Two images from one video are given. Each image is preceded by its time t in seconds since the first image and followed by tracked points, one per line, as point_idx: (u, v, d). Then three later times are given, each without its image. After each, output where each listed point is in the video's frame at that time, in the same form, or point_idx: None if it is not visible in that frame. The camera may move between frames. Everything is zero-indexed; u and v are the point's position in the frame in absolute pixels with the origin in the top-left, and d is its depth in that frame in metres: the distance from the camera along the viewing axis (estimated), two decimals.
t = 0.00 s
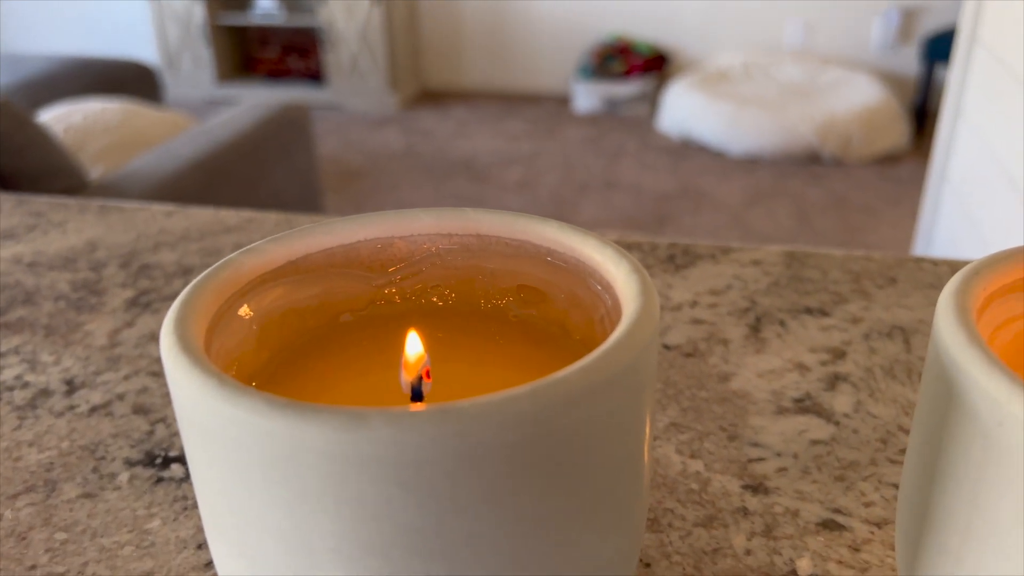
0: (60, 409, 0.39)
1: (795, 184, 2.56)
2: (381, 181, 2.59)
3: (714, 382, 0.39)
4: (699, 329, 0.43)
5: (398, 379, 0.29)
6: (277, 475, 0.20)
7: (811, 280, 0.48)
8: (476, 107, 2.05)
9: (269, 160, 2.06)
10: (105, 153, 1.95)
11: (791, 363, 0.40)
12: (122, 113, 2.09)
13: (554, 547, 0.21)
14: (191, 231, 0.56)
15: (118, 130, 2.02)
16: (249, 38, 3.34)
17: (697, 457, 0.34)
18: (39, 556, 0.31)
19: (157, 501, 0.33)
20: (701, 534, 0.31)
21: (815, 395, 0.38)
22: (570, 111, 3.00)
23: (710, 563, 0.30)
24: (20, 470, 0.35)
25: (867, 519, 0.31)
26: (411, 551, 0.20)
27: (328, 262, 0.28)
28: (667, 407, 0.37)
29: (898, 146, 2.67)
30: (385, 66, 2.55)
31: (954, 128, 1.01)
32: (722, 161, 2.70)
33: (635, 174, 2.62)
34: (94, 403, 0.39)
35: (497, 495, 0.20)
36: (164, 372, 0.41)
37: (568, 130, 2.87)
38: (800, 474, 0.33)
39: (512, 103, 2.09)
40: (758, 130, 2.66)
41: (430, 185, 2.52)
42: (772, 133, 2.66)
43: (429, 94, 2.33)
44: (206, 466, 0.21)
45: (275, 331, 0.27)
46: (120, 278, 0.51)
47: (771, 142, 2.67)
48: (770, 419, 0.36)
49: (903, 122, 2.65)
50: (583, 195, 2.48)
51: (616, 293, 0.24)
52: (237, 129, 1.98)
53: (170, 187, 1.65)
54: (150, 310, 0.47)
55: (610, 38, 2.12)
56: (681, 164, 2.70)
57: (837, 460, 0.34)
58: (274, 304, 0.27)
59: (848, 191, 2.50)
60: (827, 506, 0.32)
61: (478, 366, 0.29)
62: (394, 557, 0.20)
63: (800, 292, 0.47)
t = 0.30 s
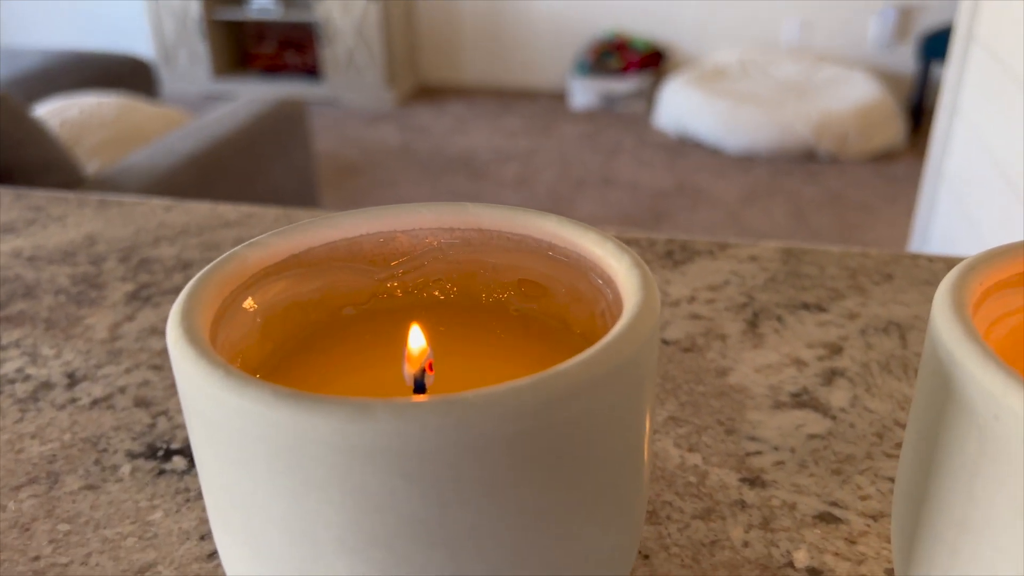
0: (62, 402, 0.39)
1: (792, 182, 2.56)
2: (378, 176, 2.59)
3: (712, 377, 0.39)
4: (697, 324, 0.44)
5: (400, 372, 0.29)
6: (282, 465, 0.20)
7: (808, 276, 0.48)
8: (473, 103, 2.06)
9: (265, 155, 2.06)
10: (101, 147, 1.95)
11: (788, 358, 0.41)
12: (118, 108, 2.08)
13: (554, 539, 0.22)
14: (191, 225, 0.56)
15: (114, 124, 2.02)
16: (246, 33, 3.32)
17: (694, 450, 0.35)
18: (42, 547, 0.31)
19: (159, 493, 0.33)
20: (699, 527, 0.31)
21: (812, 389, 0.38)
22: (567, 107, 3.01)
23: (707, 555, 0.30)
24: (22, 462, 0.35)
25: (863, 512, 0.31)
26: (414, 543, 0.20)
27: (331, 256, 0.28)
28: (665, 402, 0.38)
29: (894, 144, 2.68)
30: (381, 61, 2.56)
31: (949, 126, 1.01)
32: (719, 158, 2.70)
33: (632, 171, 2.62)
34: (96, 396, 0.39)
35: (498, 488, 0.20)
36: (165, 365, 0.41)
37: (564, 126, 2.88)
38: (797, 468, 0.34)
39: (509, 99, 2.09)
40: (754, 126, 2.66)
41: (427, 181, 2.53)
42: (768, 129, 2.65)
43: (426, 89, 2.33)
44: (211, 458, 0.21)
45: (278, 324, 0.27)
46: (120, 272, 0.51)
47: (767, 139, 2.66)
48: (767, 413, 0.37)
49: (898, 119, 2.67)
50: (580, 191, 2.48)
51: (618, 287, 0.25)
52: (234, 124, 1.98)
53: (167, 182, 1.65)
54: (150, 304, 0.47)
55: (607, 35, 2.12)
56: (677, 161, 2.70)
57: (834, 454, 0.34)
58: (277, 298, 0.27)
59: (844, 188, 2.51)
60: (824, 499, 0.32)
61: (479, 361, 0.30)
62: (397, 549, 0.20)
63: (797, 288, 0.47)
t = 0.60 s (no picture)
0: (61, 392, 0.39)
1: (787, 180, 2.57)
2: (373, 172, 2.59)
3: (707, 369, 0.40)
4: (692, 317, 0.44)
5: (399, 361, 0.29)
6: (283, 451, 0.20)
7: (804, 270, 0.48)
8: (469, 100, 2.06)
9: (261, 151, 2.06)
10: (96, 141, 1.95)
11: (784, 351, 0.41)
12: (113, 103, 2.08)
13: (551, 525, 0.22)
14: (188, 219, 0.56)
15: (109, 119, 2.02)
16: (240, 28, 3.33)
17: (690, 441, 0.35)
18: (42, 535, 0.31)
19: (158, 482, 0.34)
20: (695, 516, 0.31)
21: (806, 381, 0.38)
22: (563, 104, 3.02)
23: (703, 544, 0.30)
24: (21, 452, 0.35)
25: (857, 502, 0.32)
26: (413, 528, 0.21)
27: (330, 246, 0.28)
28: (661, 393, 0.38)
29: (889, 142, 2.69)
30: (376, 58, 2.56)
31: (944, 124, 1.02)
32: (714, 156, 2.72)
33: (628, 169, 2.63)
34: (94, 386, 0.39)
35: (496, 474, 0.20)
36: (164, 357, 0.41)
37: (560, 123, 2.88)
38: (792, 458, 0.34)
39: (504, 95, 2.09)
40: (749, 122, 2.70)
41: (423, 178, 2.53)
42: (763, 126, 2.69)
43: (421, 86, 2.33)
44: (212, 445, 0.22)
45: (278, 312, 0.28)
46: (118, 264, 0.51)
47: (762, 135, 2.70)
48: (762, 405, 0.37)
49: (893, 117, 2.69)
50: (575, 188, 2.49)
51: (616, 278, 0.25)
52: (229, 119, 1.98)
53: (163, 177, 1.65)
54: (149, 296, 0.47)
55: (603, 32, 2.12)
56: (672, 159, 2.72)
57: (828, 445, 0.35)
58: (277, 287, 0.27)
59: (839, 186, 2.52)
60: (818, 489, 0.32)
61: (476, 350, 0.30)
62: (396, 536, 0.21)
63: (792, 281, 0.47)
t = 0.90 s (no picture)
0: (67, 378, 0.39)
1: (782, 177, 2.58)
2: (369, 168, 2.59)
3: (707, 357, 0.40)
4: (692, 307, 0.44)
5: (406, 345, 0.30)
6: (298, 428, 0.20)
7: (802, 261, 0.49)
8: (465, 97, 2.06)
9: (257, 146, 2.06)
10: (92, 135, 1.94)
11: (782, 339, 0.41)
12: (109, 97, 2.08)
13: (558, 502, 0.22)
14: (190, 209, 0.57)
15: (105, 113, 2.02)
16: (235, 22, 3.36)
17: (691, 427, 0.35)
18: (51, 518, 0.31)
19: (165, 466, 0.34)
20: (696, 499, 0.32)
21: (805, 369, 0.39)
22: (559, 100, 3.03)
23: (704, 526, 0.31)
24: (29, 436, 0.36)
25: (856, 486, 0.32)
26: (424, 503, 0.21)
27: (338, 231, 0.29)
28: (662, 379, 0.38)
29: (884, 139, 2.71)
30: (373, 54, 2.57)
31: (939, 121, 1.03)
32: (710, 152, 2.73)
33: (625, 166, 2.64)
34: (100, 373, 0.40)
35: (506, 450, 0.21)
36: (169, 344, 0.42)
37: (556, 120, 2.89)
38: (791, 444, 0.34)
39: (500, 92, 2.10)
40: (746, 120, 2.73)
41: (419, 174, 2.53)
42: (760, 124, 2.72)
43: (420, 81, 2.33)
44: (227, 423, 0.22)
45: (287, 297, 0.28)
46: (121, 253, 0.51)
47: (759, 133, 2.73)
48: (761, 392, 0.38)
49: (889, 114, 2.72)
50: (572, 184, 2.50)
51: (620, 263, 0.25)
52: (225, 114, 1.98)
53: (159, 172, 1.65)
54: (152, 285, 0.47)
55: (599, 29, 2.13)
56: (668, 155, 2.73)
57: (827, 431, 0.35)
58: (287, 272, 0.27)
59: (834, 183, 2.53)
60: (817, 474, 0.33)
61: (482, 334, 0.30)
62: (407, 510, 0.21)
63: (790, 272, 0.48)
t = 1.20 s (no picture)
0: (68, 375, 0.40)
1: (778, 176, 2.59)
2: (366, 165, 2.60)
3: (699, 356, 0.41)
4: (685, 307, 0.45)
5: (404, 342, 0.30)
6: (300, 423, 0.21)
7: (794, 261, 0.49)
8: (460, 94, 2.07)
9: (254, 143, 2.07)
10: (89, 133, 1.95)
11: (774, 339, 0.42)
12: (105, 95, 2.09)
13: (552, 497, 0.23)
14: (188, 208, 0.57)
15: (101, 111, 2.03)
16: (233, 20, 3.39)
17: (683, 425, 0.36)
18: (53, 513, 0.32)
19: (165, 463, 0.34)
20: (687, 495, 0.32)
21: (796, 367, 0.40)
22: (556, 99, 3.04)
23: (696, 522, 0.31)
24: (30, 433, 0.36)
25: (844, 483, 0.33)
26: (422, 497, 0.22)
27: (336, 231, 0.29)
28: (655, 378, 0.39)
29: (880, 138, 2.74)
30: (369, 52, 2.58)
31: (934, 122, 1.04)
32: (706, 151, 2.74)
33: (622, 165, 2.65)
34: (101, 371, 0.40)
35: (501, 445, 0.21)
36: (168, 342, 0.42)
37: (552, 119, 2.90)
38: (781, 442, 0.35)
39: (495, 90, 2.11)
40: (742, 119, 2.75)
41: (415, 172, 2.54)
42: (756, 123, 2.74)
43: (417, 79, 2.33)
44: (229, 416, 0.22)
45: (287, 296, 0.28)
46: (120, 252, 0.51)
47: (755, 133, 2.74)
48: (752, 390, 0.38)
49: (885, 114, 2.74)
50: (568, 182, 2.51)
51: (613, 263, 0.26)
52: (221, 112, 1.99)
53: (155, 169, 1.66)
54: (151, 284, 0.48)
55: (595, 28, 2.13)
56: (664, 155, 2.73)
57: (816, 429, 0.36)
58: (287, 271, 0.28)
59: (829, 182, 2.54)
60: (807, 470, 0.34)
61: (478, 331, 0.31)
62: (405, 504, 0.22)
63: (783, 272, 0.48)
